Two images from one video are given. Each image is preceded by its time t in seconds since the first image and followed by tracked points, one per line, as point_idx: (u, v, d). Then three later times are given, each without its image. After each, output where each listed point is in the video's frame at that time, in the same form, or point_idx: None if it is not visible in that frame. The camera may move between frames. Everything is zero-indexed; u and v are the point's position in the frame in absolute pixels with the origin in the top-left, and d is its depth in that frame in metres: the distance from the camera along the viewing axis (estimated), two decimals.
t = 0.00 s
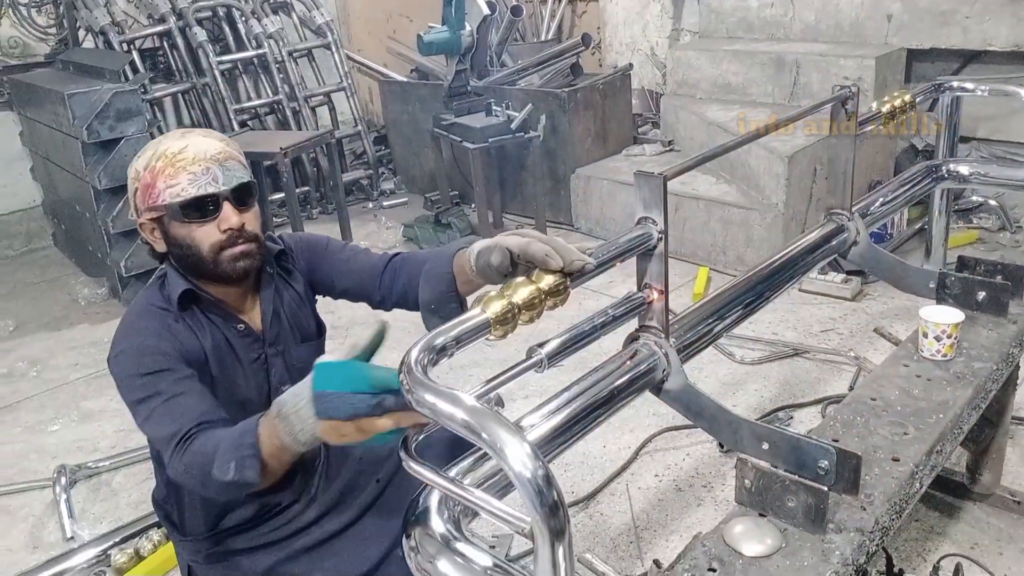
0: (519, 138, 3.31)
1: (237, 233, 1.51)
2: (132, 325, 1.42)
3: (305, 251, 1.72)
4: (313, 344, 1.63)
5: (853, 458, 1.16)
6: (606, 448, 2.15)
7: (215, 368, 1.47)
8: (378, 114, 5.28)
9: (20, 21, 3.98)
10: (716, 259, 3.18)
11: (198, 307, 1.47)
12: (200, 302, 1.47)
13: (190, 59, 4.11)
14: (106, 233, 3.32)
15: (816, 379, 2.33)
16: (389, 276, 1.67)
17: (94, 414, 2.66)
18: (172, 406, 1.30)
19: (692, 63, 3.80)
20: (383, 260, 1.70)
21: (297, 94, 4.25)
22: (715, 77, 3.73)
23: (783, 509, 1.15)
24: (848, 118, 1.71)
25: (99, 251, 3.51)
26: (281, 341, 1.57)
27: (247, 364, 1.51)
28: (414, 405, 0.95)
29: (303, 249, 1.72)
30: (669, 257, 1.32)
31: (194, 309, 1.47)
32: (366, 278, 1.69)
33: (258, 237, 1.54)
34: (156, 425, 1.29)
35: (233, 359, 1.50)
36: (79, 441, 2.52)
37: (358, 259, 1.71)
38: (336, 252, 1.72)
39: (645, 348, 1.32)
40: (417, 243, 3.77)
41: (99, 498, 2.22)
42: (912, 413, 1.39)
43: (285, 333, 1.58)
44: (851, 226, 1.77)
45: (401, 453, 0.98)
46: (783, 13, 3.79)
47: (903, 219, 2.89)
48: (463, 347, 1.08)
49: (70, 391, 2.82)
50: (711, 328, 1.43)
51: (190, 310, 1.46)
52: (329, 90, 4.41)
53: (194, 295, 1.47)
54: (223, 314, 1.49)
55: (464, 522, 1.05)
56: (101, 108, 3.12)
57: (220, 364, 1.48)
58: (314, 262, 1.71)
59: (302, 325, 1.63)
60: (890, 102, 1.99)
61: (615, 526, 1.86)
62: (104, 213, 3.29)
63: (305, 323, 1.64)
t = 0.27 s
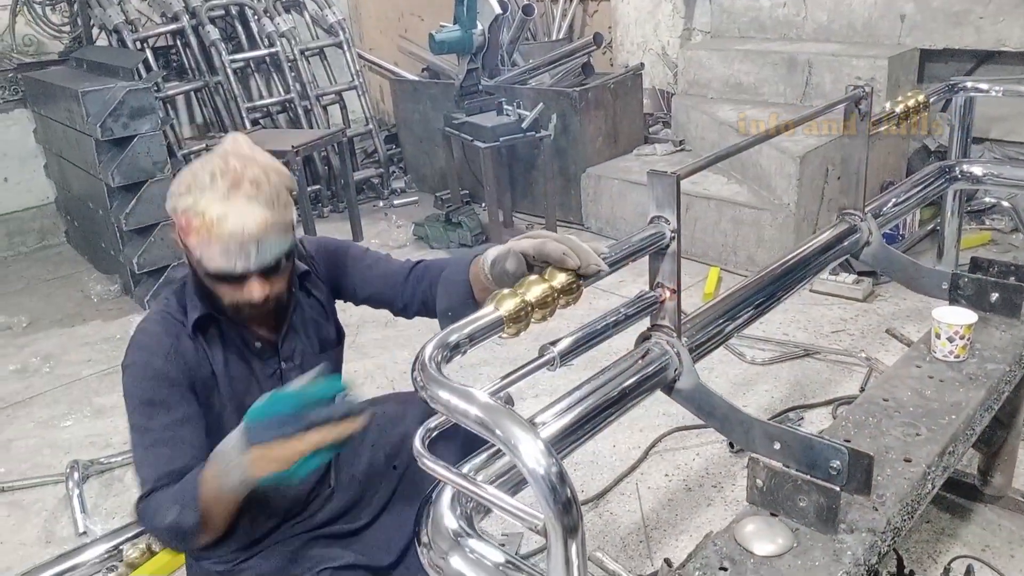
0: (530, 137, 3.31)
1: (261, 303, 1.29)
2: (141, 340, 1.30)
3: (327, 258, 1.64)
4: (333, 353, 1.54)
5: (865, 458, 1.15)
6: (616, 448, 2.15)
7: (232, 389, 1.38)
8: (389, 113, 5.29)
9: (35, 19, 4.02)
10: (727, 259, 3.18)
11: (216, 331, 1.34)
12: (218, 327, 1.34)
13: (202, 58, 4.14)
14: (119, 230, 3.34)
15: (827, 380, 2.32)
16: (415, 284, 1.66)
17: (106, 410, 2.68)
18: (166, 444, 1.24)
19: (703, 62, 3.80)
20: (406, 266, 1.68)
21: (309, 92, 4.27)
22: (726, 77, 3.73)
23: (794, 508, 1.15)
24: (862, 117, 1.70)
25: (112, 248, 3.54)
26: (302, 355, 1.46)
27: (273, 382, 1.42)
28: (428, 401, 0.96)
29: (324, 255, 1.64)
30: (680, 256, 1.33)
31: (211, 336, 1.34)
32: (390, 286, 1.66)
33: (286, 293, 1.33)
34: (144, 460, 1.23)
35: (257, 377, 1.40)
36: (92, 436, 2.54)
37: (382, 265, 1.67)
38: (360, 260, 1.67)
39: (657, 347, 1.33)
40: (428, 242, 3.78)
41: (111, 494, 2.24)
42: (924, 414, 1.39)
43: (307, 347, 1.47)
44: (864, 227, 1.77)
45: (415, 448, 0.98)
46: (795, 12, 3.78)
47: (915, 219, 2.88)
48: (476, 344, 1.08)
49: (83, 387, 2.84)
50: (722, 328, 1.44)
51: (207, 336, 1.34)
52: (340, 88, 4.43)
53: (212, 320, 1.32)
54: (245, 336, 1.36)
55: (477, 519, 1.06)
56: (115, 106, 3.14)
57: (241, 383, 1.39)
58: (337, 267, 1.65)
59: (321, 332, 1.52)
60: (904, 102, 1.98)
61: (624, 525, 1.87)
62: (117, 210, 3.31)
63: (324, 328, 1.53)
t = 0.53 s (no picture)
0: (534, 138, 3.32)
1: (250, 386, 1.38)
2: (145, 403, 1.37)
3: (346, 285, 1.61)
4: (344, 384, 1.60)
5: (869, 458, 1.15)
6: (620, 448, 2.16)
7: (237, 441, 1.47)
8: (393, 114, 5.30)
9: (40, 19, 4.03)
10: (730, 260, 3.18)
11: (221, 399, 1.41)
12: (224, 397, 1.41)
13: (207, 58, 4.15)
14: (123, 230, 3.35)
15: (831, 381, 2.32)
16: (437, 314, 1.57)
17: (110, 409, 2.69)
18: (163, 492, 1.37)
19: (708, 63, 3.80)
20: (431, 294, 1.60)
21: (313, 92, 4.28)
22: (730, 78, 3.73)
23: (798, 508, 1.15)
24: (867, 119, 1.70)
25: (117, 247, 3.55)
26: (308, 395, 1.52)
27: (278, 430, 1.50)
28: (434, 401, 0.96)
29: (342, 282, 1.61)
30: (685, 256, 1.33)
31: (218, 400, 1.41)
32: (411, 315, 1.59)
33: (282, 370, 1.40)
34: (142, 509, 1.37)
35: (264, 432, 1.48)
36: (96, 435, 2.54)
37: (405, 294, 1.60)
38: (381, 287, 1.61)
39: (661, 347, 1.33)
40: (432, 242, 3.79)
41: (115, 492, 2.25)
42: (928, 414, 1.39)
43: (316, 387, 1.53)
44: (868, 228, 1.77)
45: (420, 447, 0.99)
46: (799, 14, 3.78)
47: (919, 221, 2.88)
48: (482, 344, 1.08)
49: (87, 386, 2.85)
50: (727, 329, 1.44)
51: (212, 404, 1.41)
52: (344, 89, 4.43)
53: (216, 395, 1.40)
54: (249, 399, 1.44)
55: (482, 516, 1.06)
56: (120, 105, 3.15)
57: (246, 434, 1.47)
58: (356, 294, 1.61)
59: (333, 365, 1.57)
60: (908, 104, 1.98)
61: (627, 525, 1.87)
62: (122, 209, 3.32)
63: (337, 358, 1.58)
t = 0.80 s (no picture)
0: (538, 136, 3.32)
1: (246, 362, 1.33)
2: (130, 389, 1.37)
3: (343, 279, 1.61)
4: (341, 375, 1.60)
5: (874, 457, 1.15)
6: (623, 446, 2.16)
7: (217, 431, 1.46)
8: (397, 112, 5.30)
9: (46, 16, 4.05)
10: (734, 259, 3.18)
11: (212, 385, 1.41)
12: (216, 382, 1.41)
13: (212, 55, 4.15)
14: (128, 227, 3.36)
15: (835, 380, 2.32)
16: (433, 306, 1.56)
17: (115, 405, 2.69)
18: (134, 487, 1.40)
19: (713, 62, 3.80)
20: (426, 288, 1.60)
21: (318, 90, 4.29)
22: (735, 77, 3.73)
23: (802, 507, 1.15)
24: (873, 118, 1.70)
25: (121, 244, 3.56)
26: (299, 388, 1.50)
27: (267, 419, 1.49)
28: (440, 397, 0.96)
29: (338, 277, 1.61)
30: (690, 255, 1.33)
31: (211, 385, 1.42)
32: (407, 309, 1.58)
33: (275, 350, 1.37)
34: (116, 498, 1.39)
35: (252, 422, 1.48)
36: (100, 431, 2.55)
37: (401, 287, 1.60)
38: (377, 280, 1.61)
39: (666, 345, 1.33)
40: (436, 240, 3.79)
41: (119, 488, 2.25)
42: (933, 414, 1.39)
43: (309, 379, 1.53)
44: (873, 227, 1.77)
45: (426, 444, 0.99)
46: (804, 13, 3.78)
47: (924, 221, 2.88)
48: (487, 342, 1.09)
49: (91, 381, 2.86)
50: (731, 327, 1.44)
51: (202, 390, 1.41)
52: (349, 87, 4.44)
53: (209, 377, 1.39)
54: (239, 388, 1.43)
55: (487, 513, 1.06)
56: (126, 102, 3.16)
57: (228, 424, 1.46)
58: (353, 288, 1.61)
59: (327, 358, 1.57)
60: (913, 104, 1.98)
61: (631, 523, 1.87)
62: (127, 206, 3.32)
63: (331, 353, 1.58)
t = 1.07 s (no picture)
0: (547, 131, 3.31)
1: (275, 275, 1.35)
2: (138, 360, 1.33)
3: (356, 278, 1.61)
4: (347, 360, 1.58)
5: (884, 454, 1.15)
6: (632, 442, 2.16)
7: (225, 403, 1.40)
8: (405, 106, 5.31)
9: (56, 12, 4.06)
10: (743, 254, 3.17)
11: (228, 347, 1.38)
12: (233, 343, 1.39)
13: (221, 50, 4.16)
14: (138, 221, 3.37)
15: (844, 376, 2.31)
16: (435, 332, 1.60)
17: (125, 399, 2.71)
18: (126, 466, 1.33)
19: (722, 57, 3.78)
20: (428, 316, 1.62)
21: (326, 85, 4.29)
22: (744, 71, 3.71)
23: (811, 502, 1.14)
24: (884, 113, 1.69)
25: (131, 238, 3.57)
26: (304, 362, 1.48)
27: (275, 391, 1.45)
28: (450, 392, 0.96)
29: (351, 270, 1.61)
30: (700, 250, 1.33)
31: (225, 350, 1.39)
32: (405, 332, 1.61)
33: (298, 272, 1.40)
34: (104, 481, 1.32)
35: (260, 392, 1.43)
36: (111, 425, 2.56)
37: (406, 307, 1.62)
38: (388, 292, 1.63)
39: (676, 341, 1.33)
40: (444, 235, 3.79)
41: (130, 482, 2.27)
42: (944, 410, 1.39)
43: (314, 353, 1.51)
44: (884, 223, 1.76)
45: (436, 439, 0.99)
46: (814, 7, 3.76)
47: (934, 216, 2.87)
48: (497, 337, 1.09)
49: (102, 376, 2.88)
50: (741, 323, 1.44)
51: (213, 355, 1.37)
52: (357, 82, 4.44)
53: (226, 336, 1.37)
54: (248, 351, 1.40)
55: (496, 509, 1.06)
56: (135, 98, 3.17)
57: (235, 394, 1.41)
58: (363, 290, 1.61)
59: (332, 340, 1.56)
60: (924, 99, 1.97)
61: (639, 519, 1.87)
62: (137, 201, 3.34)
63: (337, 337, 1.57)
